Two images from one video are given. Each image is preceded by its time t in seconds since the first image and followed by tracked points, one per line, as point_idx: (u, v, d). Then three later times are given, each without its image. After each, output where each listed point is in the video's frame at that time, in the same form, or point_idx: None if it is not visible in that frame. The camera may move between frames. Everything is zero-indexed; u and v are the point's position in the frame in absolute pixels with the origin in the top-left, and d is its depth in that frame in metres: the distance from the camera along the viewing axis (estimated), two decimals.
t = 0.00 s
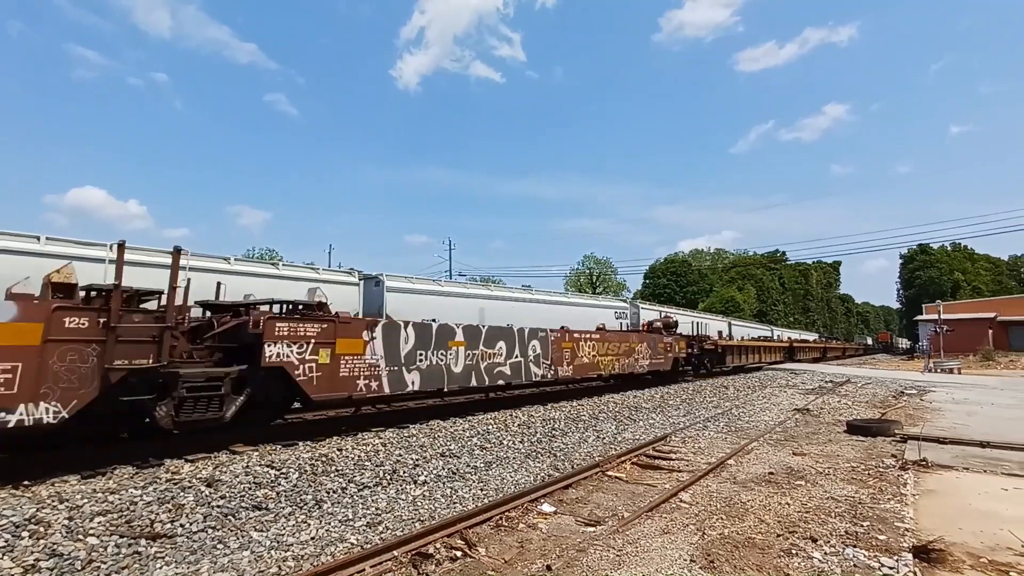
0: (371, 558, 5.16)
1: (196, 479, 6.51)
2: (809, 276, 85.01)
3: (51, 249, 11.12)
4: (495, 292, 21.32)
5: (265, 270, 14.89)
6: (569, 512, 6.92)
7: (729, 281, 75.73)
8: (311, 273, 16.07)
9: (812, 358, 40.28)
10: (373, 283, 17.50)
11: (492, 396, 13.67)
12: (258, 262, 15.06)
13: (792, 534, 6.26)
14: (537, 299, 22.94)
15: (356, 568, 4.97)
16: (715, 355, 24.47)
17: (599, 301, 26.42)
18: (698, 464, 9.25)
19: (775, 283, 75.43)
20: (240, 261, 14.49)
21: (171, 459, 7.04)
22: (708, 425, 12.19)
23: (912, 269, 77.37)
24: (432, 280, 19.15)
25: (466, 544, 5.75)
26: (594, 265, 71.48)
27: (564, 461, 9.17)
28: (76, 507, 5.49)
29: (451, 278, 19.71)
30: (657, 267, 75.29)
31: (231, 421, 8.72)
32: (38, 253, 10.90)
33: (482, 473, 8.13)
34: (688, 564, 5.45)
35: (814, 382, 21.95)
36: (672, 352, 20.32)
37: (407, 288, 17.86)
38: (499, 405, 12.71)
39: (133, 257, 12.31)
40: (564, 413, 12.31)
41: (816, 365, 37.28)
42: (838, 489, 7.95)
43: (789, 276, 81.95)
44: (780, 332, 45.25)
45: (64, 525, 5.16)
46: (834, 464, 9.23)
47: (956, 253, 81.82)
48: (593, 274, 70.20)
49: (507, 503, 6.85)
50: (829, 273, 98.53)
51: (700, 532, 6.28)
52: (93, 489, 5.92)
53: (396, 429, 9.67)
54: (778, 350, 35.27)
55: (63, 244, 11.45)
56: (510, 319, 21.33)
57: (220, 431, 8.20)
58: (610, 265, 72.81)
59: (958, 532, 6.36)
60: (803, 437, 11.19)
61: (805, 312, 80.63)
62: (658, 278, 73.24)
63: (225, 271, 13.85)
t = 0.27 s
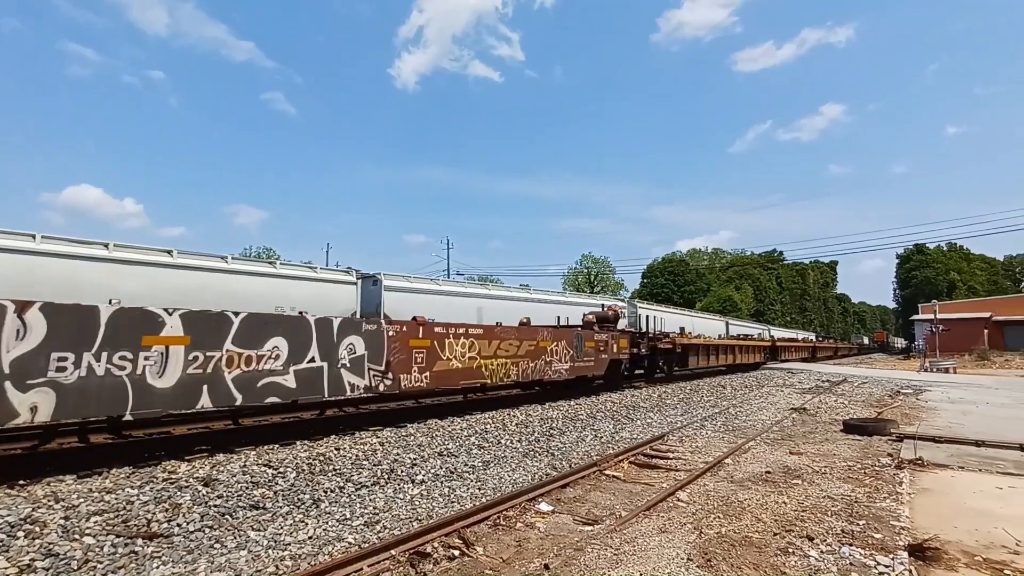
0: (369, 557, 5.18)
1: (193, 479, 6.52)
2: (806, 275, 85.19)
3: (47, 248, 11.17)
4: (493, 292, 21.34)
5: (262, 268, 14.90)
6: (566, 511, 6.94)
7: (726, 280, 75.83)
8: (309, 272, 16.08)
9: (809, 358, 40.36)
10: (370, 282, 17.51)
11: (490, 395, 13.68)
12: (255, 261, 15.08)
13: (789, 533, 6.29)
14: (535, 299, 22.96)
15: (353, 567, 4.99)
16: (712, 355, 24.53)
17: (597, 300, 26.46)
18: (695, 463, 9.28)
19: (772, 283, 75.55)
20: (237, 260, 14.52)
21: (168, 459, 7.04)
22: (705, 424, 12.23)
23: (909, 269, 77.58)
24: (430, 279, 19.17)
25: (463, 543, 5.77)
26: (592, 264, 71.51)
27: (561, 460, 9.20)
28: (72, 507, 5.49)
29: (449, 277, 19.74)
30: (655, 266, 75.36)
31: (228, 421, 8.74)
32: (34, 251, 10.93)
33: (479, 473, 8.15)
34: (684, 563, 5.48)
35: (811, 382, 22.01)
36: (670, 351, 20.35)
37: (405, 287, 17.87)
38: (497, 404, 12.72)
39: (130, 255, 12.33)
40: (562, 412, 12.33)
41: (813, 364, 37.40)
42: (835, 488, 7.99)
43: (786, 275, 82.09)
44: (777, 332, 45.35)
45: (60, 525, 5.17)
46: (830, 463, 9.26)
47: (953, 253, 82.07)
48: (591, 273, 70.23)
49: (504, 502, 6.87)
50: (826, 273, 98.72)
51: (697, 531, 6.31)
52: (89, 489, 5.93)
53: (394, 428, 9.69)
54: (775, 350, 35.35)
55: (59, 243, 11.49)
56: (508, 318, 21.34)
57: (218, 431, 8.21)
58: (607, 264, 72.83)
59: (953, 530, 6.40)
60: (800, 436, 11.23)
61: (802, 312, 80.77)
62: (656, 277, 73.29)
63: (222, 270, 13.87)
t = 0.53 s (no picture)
0: (367, 556, 5.18)
1: (190, 478, 6.51)
2: (804, 275, 85.38)
3: (44, 246, 11.12)
4: (491, 291, 21.34)
5: (259, 267, 14.87)
6: (564, 510, 6.96)
7: (723, 280, 75.93)
8: (306, 271, 16.06)
9: (806, 357, 40.45)
10: (368, 280, 17.50)
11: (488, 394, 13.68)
12: (253, 260, 15.05)
13: (786, 531, 6.31)
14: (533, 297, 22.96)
15: (351, 566, 4.99)
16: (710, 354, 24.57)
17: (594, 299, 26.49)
18: (693, 462, 9.30)
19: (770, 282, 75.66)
20: (234, 259, 14.48)
21: (165, 459, 7.02)
22: (703, 422, 12.25)
23: (905, 269, 77.79)
24: (428, 278, 19.17)
25: (461, 542, 5.77)
26: (589, 263, 71.53)
27: (559, 459, 9.22)
28: (68, 506, 5.48)
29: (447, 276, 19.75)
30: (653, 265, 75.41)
31: (225, 420, 8.73)
32: (30, 250, 10.87)
33: (477, 471, 8.16)
34: (682, 561, 5.49)
35: (807, 380, 22.07)
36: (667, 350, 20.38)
37: (403, 286, 17.87)
38: (495, 403, 12.73)
39: (127, 254, 12.31)
40: (560, 411, 12.35)
41: (810, 363, 37.48)
42: (832, 486, 8.02)
43: (783, 275, 82.24)
44: (774, 331, 45.43)
45: (56, 524, 5.16)
46: (827, 462, 9.29)
47: (949, 253, 82.30)
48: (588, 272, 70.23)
49: (502, 500, 6.88)
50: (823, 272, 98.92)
51: (695, 529, 6.32)
52: (86, 488, 5.92)
53: (392, 427, 9.68)
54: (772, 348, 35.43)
55: (55, 241, 11.44)
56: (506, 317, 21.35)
57: (215, 430, 8.20)
58: (605, 263, 72.86)
59: (949, 528, 6.43)
60: (797, 435, 11.26)
61: (799, 311, 80.94)
62: (654, 276, 73.35)
63: (219, 268, 13.83)
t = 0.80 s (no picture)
0: (363, 556, 5.17)
1: (185, 478, 6.49)
2: (799, 275, 85.63)
3: (38, 245, 11.06)
4: (487, 290, 21.35)
5: (255, 267, 14.84)
6: (560, 509, 6.96)
7: (719, 280, 76.06)
8: (302, 270, 16.03)
9: (801, 357, 40.55)
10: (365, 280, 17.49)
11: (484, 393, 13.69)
12: (248, 259, 15.01)
13: (781, 530, 6.33)
14: (529, 297, 22.98)
15: (347, 566, 4.98)
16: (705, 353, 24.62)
17: (591, 299, 26.53)
18: (689, 461, 9.32)
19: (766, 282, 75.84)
20: (230, 259, 14.45)
21: (161, 459, 7.00)
22: (699, 422, 12.27)
23: (900, 269, 78.08)
24: (424, 278, 19.18)
25: (458, 541, 5.77)
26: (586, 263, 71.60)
27: (556, 458, 9.22)
28: (62, 507, 5.46)
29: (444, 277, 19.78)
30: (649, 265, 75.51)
31: (221, 420, 8.70)
32: (24, 249, 10.81)
33: (474, 471, 8.16)
34: (678, 560, 5.50)
35: (802, 380, 22.13)
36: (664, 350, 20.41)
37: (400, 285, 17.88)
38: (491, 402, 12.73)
39: (122, 253, 12.26)
40: (556, 410, 12.35)
41: (805, 363, 37.58)
42: (827, 485, 8.05)
43: (779, 275, 82.48)
44: (770, 331, 45.53)
45: (50, 525, 5.14)
46: (823, 461, 9.32)
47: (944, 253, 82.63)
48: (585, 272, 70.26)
49: (498, 500, 6.88)
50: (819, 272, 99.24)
51: (691, 528, 6.33)
52: (80, 488, 5.90)
53: (388, 427, 9.67)
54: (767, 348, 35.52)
55: (50, 240, 11.38)
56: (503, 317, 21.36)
57: (210, 429, 8.17)
58: (602, 263, 72.91)
59: (943, 527, 6.46)
60: (793, 434, 11.30)
61: (795, 311, 81.17)
62: (650, 276, 73.45)
63: (214, 268, 13.79)
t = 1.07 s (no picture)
0: (359, 555, 5.17)
1: (180, 478, 6.48)
2: (795, 275, 85.87)
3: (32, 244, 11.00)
4: (484, 290, 21.38)
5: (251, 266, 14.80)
6: (557, 509, 6.97)
7: (716, 279, 76.25)
8: (298, 270, 16.01)
9: (797, 357, 40.67)
10: (361, 280, 17.48)
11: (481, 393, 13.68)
12: (244, 259, 14.97)
13: (777, 529, 6.36)
14: (526, 297, 23.00)
15: (343, 566, 4.97)
16: (701, 353, 24.66)
17: (587, 299, 26.58)
18: (685, 461, 9.34)
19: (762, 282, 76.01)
20: (225, 259, 14.41)
21: (156, 459, 6.97)
22: (695, 421, 12.31)
23: (896, 269, 78.38)
24: (421, 278, 19.19)
25: (454, 541, 5.77)
26: (583, 263, 71.65)
27: (552, 458, 9.22)
28: (57, 507, 5.44)
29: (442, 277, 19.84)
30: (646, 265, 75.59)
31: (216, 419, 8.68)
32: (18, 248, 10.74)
33: (470, 471, 8.16)
34: (673, 559, 5.51)
35: (798, 379, 22.22)
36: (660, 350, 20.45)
37: (396, 285, 17.88)
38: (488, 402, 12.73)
39: (116, 252, 12.20)
40: (553, 410, 12.36)
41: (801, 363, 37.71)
42: (822, 484, 8.08)
43: (775, 275, 82.70)
44: (766, 330, 45.64)
45: (45, 525, 5.12)
46: (818, 460, 9.35)
47: (938, 253, 82.98)
48: (582, 271, 70.31)
49: (494, 500, 6.88)
50: (815, 272, 99.52)
51: (686, 528, 6.35)
52: (75, 488, 5.88)
53: (384, 426, 9.66)
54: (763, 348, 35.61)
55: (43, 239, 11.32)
56: (500, 317, 21.38)
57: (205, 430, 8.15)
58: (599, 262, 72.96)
59: (937, 526, 6.49)
60: (788, 434, 11.33)
61: (791, 311, 81.40)
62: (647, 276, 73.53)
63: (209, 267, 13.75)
